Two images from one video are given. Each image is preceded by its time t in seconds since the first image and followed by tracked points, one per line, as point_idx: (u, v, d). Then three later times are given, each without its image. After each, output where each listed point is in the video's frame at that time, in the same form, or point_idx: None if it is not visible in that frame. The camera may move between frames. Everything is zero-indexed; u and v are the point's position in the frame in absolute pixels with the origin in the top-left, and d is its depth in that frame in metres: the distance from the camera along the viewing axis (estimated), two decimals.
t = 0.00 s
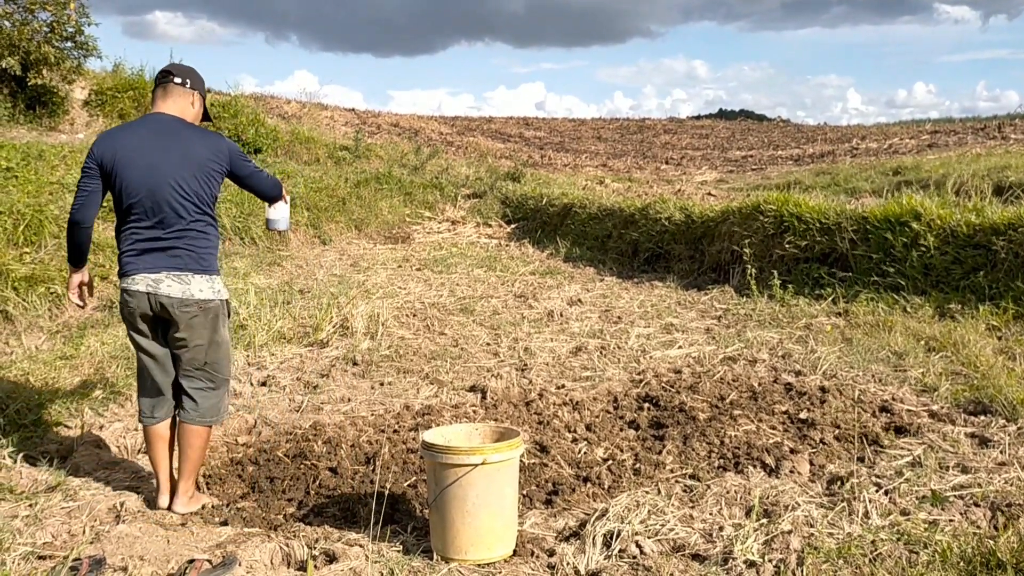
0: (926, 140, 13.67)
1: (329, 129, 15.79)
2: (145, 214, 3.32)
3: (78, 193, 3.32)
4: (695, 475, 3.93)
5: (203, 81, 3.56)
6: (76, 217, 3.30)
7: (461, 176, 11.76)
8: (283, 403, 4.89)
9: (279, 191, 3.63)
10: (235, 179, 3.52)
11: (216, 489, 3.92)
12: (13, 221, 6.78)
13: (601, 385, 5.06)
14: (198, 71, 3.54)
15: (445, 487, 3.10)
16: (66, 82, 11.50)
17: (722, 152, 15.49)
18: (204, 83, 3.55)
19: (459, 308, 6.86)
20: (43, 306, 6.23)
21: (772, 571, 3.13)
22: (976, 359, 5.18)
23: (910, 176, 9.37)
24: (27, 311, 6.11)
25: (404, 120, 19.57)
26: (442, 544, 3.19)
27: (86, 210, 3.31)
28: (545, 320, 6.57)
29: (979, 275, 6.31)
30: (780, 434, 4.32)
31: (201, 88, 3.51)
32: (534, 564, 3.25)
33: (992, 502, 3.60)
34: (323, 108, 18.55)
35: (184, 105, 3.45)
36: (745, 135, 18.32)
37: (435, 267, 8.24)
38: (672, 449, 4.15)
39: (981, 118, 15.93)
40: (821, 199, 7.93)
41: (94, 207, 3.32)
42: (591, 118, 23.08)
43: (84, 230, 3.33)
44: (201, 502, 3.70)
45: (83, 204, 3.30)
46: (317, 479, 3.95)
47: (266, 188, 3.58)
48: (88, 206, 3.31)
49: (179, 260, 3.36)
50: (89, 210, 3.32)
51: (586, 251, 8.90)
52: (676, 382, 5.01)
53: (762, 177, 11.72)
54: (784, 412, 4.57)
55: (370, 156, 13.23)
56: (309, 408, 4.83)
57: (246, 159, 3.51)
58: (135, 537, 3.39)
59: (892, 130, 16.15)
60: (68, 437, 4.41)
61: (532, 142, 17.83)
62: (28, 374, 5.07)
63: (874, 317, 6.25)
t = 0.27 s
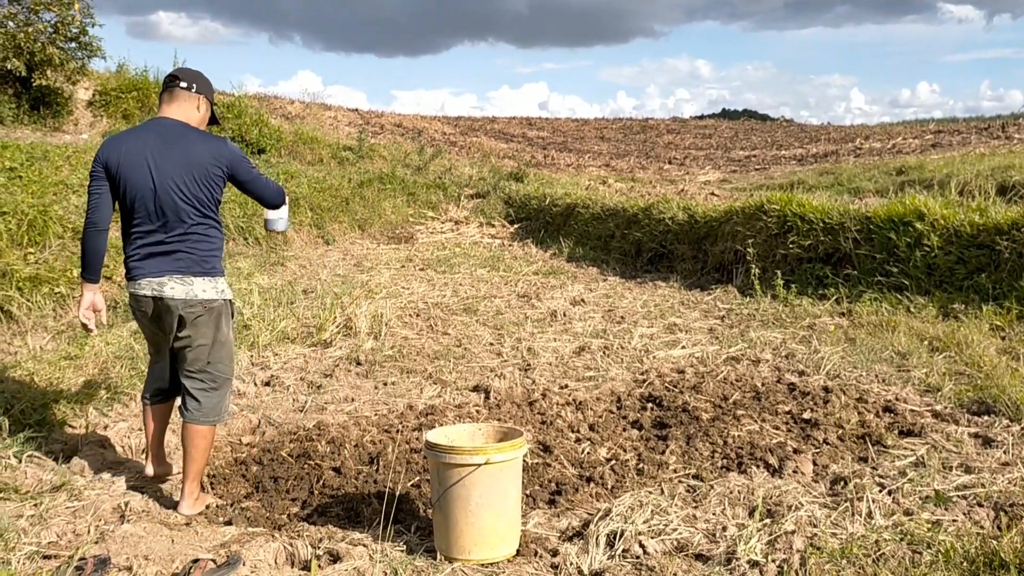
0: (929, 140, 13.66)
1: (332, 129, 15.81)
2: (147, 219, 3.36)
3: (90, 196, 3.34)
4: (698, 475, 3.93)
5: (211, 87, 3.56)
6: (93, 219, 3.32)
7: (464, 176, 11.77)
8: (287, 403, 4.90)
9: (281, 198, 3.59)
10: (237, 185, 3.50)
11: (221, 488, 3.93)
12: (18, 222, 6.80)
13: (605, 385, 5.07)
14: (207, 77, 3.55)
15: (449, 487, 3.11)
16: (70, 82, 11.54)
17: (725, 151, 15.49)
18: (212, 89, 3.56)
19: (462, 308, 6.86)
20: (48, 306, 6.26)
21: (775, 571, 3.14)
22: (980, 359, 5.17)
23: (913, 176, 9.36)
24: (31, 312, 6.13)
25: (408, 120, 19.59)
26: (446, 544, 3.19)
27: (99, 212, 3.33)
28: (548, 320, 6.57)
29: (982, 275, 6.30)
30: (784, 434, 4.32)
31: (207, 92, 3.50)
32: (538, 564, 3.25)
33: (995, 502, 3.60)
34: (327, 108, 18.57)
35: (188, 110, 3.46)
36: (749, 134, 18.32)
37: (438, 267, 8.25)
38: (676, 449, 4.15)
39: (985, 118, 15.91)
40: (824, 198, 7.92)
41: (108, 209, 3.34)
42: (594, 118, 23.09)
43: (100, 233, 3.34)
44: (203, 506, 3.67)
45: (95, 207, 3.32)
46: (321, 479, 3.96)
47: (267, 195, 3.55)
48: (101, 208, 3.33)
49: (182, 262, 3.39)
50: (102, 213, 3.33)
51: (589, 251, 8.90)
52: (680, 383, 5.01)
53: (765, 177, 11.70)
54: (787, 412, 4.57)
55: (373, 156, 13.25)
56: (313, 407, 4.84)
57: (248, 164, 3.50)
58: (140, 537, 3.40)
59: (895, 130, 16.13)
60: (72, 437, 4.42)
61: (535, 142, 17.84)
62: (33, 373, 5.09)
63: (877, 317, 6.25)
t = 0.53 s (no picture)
0: (931, 140, 13.65)
1: (334, 129, 15.82)
2: (138, 221, 3.39)
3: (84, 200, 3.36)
4: (700, 474, 3.93)
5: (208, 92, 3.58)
6: (86, 222, 3.33)
7: (466, 176, 11.77)
8: (288, 403, 4.90)
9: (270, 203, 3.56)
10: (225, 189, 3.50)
11: (222, 488, 3.93)
12: (19, 222, 6.80)
13: (606, 385, 5.07)
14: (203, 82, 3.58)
15: (450, 487, 3.11)
16: (72, 83, 11.55)
17: (727, 151, 15.48)
18: (207, 94, 3.57)
19: (463, 308, 6.86)
20: (50, 307, 6.26)
21: (777, 571, 3.14)
22: (981, 359, 5.17)
23: (915, 176, 9.35)
24: (33, 312, 6.14)
25: (409, 120, 19.60)
26: (448, 543, 3.19)
27: (92, 214, 3.34)
28: (550, 320, 6.57)
29: (984, 275, 6.30)
30: (785, 433, 4.32)
31: (201, 96, 3.51)
32: (539, 563, 3.25)
33: (997, 502, 3.59)
34: (328, 108, 18.58)
35: (180, 114, 3.47)
36: (750, 134, 18.31)
37: (440, 267, 8.26)
38: (677, 449, 4.15)
39: (986, 118, 15.90)
40: (826, 198, 7.92)
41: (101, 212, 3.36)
42: (595, 119, 23.09)
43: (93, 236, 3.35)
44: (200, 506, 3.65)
45: (88, 209, 3.34)
46: (323, 478, 3.96)
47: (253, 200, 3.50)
48: (94, 212, 3.36)
49: (173, 262, 3.41)
50: (95, 215, 3.35)
51: (591, 251, 8.91)
52: (681, 382, 5.01)
53: (767, 177, 11.70)
54: (789, 411, 4.57)
55: (375, 156, 13.25)
56: (314, 407, 4.84)
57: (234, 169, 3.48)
58: (141, 537, 3.41)
59: (897, 130, 16.11)
60: (74, 436, 4.42)
61: (536, 142, 17.84)
62: (34, 373, 5.09)
63: (879, 317, 6.25)
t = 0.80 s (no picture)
0: (933, 139, 13.64)
1: (335, 130, 15.84)
2: (119, 214, 3.49)
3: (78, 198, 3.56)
4: (702, 475, 3.94)
5: (203, 91, 3.64)
6: (78, 218, 3.53)
7: (467, 177, 11.77)
8: (290, 404, 4.91)
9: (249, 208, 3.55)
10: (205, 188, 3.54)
11: (224, 489, 3.94)
12: (21, 223, 6.81)
13: (608, 385, 5.07)
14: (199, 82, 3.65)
15: (452, 488, 3.11)
16: (74, 84, 11.56)
17: (729, 151, 15.48)
18: (201, 92, 3.63)
19: (465, 309, 6.86)
20: (52, 308, 6.27)
21: (780, 571, 3.14)
22: (983, 358, 5.17)
23: (917, 175, 9.34)
24: (35, 314, 6.15)
25: (411, 121, 19.61)
26: (450, 544, 3.20)
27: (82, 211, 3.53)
28: (552, 321, 6.58)
29: (986, 274, 6.29)
30: (787, 433, 4.32)
31: (191, 94, 3.58)
32: (542, 564, 3.26)
33: (999, 501, 3.59)
34: (330, 109, 18.59)
35: (168, 113, 3.55)
36: (752, 134, 18.30)
37: (442, 267, 8.26)
38: (679, 449, 4.15)
39: (988, 117, 15.89)
40: (828, 198, 7.91)
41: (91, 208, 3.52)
42: (597, 119, 23.09)
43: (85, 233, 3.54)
44: (202, 494, 3.65)
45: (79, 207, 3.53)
46: (325, 479, 3.97)
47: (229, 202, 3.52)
48: (84, 209, 3.54)
49: (148, 254, 3.47)
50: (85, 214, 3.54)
51: (592, 251, 8.90)
52: (683, 382, 5.01)
53: (768, 177, 11.69)
54: (790, 411, 4.58)
55: (376, 156, 13.26)
56: (316, 408, 4.85)
57: (214, 171, 3.53)
58: (145, 538, 3.41)
59: (899, 129, 16.09)
60: (77, 437, 4.43)
61: (538, 142, 17.84)
62: (37, 375, 5.10)
63: (881, 316, 6.24)
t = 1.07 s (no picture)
0: (946, 141, 13.56)
1: (347, 129, 15.88)
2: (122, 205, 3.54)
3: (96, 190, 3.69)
4: (712, 476, 3.93)
5: (217, 90, 3.66)
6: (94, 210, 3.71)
7: (478, 176, 11.78)
8: (301, 402, 4.93)
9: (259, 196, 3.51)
10: (212, 181, 3.53)
11: (235, 487, 3.96)
12: (35, 221, 6.85)
13: (618, 386, 5.07)
14: (213, 82, 3.67)
15: (463, 487, 3.12)
16: (87, 83, 11.63)
17: (740, 152, 15.43)
18: (214, 92, 3.65)
19: (476, 308, 6.88)
20: (64, 306, 6.32)
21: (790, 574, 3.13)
22: (996, 361, 5.13)
23: (929, 177, 9.30)
24: (48, 311, 6.19)
25: (422, 120, 19.64)
26: (460, 543, 3.21)
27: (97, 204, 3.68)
28: (562, 321, 6.58)
29: (999, 277, 6.25)
30: (799, 435, 4.31)
31: (202, 92, 3.60)
32: (552, 564, 3.26)
33: (1012, 506, 3.57)
34: (341, 108, 18.64)
35: (180, 111, 3.57)
36: (763, 135, 18.25)
37: (452, 267, 8.27)
38: (690, 450, 4.15)
39: (1001, 119, 15.78)
40: (840, 199, 7.88)
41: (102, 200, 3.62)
42: (607, 119, 23.06)
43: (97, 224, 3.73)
44: (183, 487, 3.76)
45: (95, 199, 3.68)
46: (336, 478, 3.98)
47: (239, 190, 3.48)
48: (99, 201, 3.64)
49: (140, 246, 3.48)
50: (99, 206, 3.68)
51: (603, 252, 8.90)
52: (694, 383, 5.01)
53: (780, 178, 11.66)
54: (802, 413, 4.56)
55: (387, 156, 13.29)
56: (327, 406, 4.86)
57: (224, 162, 3.52)
58: (157, 534, 3.43)
59: (911, 131, 16.01)
60: (89, 434, 4.46)
61: (549, 142, 17.84)
62: (50, 372, 5.14)
63: (893, 319, 6.22)
